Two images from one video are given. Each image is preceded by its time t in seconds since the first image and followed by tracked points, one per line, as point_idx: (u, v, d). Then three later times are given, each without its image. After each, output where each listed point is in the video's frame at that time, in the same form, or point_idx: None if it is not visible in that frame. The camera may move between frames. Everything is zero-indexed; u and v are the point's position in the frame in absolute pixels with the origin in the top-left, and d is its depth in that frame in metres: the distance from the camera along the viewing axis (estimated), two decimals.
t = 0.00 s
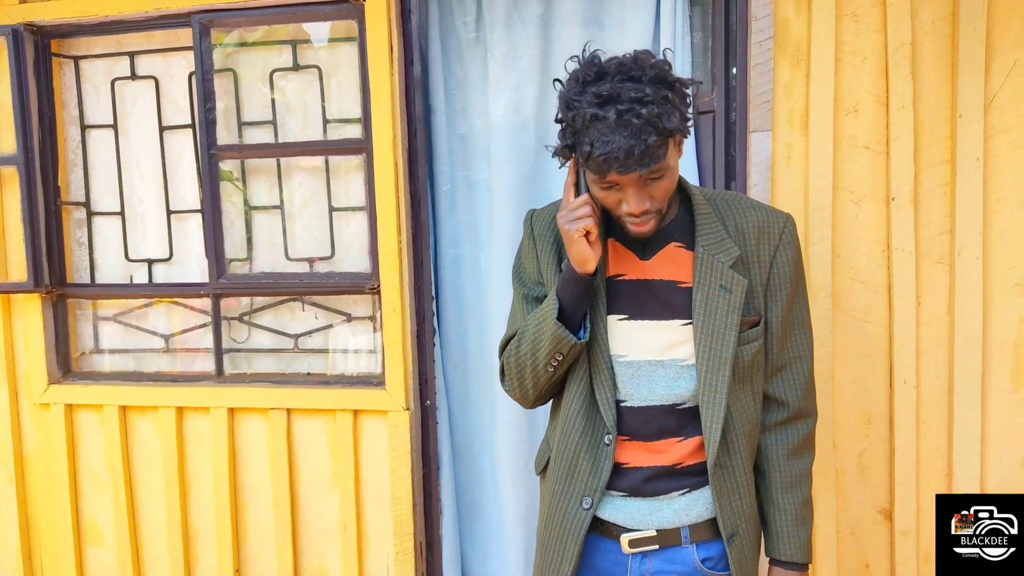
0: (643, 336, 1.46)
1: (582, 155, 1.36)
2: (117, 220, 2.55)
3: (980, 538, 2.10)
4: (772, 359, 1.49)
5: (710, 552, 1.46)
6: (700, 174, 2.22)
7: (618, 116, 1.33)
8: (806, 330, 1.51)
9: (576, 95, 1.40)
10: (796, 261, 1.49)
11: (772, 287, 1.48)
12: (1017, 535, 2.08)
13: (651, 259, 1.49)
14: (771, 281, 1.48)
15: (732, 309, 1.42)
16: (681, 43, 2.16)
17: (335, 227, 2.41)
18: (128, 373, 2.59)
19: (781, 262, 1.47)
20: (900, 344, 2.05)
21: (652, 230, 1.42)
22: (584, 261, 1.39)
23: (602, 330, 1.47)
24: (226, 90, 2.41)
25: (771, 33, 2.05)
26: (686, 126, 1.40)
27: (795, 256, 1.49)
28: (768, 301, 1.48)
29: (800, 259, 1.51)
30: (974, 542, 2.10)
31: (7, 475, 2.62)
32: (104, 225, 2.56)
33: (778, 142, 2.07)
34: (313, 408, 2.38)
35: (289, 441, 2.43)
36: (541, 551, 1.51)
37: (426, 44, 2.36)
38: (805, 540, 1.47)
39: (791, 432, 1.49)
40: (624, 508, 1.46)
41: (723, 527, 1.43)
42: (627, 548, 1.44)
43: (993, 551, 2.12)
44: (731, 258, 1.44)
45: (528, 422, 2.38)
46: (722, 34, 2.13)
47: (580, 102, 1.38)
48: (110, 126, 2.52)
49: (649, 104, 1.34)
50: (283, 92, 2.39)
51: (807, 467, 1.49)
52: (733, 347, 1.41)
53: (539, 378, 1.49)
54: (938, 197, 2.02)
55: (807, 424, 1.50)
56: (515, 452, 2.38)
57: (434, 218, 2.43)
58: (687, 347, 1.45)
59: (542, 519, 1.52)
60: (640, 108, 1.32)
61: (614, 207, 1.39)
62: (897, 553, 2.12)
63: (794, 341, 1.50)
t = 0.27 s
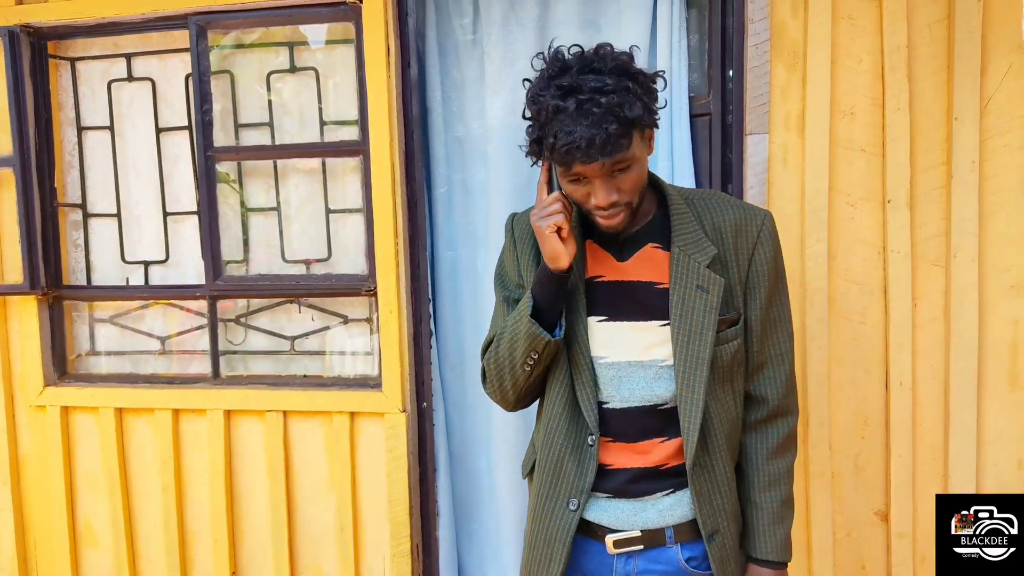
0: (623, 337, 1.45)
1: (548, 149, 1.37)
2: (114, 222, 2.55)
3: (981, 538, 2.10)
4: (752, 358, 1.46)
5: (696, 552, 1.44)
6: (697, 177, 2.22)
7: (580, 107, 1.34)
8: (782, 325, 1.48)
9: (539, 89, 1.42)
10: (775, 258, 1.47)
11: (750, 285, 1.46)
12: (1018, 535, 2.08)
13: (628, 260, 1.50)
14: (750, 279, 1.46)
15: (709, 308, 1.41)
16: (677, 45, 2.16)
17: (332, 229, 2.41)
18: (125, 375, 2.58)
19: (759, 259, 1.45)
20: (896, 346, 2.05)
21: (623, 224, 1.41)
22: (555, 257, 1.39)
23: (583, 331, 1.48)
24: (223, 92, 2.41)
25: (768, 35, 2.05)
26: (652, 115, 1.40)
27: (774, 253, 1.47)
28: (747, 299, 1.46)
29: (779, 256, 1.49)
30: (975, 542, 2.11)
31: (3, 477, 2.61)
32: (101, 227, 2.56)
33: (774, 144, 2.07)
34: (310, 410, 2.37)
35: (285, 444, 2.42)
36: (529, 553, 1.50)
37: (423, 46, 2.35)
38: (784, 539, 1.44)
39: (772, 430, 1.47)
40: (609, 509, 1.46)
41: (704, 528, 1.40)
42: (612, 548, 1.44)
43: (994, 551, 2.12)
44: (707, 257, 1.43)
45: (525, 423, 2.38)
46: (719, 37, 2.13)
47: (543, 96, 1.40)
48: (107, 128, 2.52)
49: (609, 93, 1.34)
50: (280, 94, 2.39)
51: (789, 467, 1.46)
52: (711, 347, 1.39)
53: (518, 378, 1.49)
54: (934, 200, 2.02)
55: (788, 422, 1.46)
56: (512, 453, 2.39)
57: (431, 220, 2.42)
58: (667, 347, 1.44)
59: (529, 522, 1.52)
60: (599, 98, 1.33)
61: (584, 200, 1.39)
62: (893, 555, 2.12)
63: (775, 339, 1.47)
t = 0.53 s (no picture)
0: (599, 338, 1.48)
1: (511, 152, 1.40)
2: (111, 221, 2.54)
3: (980, 539, 2.10)
4: (729, 353, 1.48)
5: (674, 548, 1.46)
6: (695, 177, 2.22)
7: (538, 109, 1.36)
8: (762, 317, 1.49)
9: (501, 94, 1.46)
10: (749, 252, 1.48)
11: (724, 281, 1.47)
12: (1017, 535, 2.09)
13: (602, 260, 1.51)
14: (725, 274, 1.47)
15: (682, 306, 1.43)
16: (674, 45, 2.17)
17: (329, 228, 2.41)
18: (122, 375, 2.58)
19: (732, 254, 1.47)
20: (893, 346, 2.05)
21: (593, 224, 1.43)
22: (527, 260, 1.42)
23: (559, 334, 1.50)
24: (219, 91, 2.40)
25: (765, 35, 2.05)
26: (613, 114, 1.42)
27: (747, 247, 1.48)
28: (721, 294, 1.48)
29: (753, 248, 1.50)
30: (975, 543, 2.10)
31: None
32: (98, 226, 2.56)
33: (771, 144, 2.07)
34: (307, 410, 2.37)
35: (282, 443, 2.42)
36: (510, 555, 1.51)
37: (420, 45, 2.36)
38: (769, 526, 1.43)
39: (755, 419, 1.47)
40: (589, 509, 1.47)
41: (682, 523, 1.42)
42: (592, 548, 1.45)
43: (994, 551, 2.14)
44: (679, 255, 1.45)
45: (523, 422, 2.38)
46: (716, 38, 2.14)
47: (504, 100, 1.43)
48: (104, 127, 2.51)
49: (568, 94, 1.37)
50: (277, 93, 2.39)
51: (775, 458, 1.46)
52: (683, 344, 1.41)
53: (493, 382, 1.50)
54: (930, 199, 2.02)
55: (773, 411, 1.47)
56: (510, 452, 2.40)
57: (428, 219, 2.42)
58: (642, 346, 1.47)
59: (509, 525, 1.53)
60: (558, 99, 1.36)
61: (552, 202, 1.41)
62: (890, 554, 2.12)
63: (751, 332, 1.48)
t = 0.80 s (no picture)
0: (572, 340, 1.48)
1: (475, 158, 1.40)
2: (111, 221, 2.55)
3: (979, 539, 2.10)
4: (699, 349, 1.49)
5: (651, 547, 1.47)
6: (694, 180, 2.23)
7: (499, 115, 1.37)
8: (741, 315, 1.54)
9: (463, 102, 1.46)
10: (716, 248, 1.49)
11: (693, 279, 1.48)
12: (1018, 535, 2.09)
13: (571, 262, 1.51)
14: (693, 271, 1.48)
15: (652, 306, 1.43)
16: (674, 47, 2.19)
17: (329, 229, 2.41)
18: (122, 375, 2.58)
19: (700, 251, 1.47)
20: (892, 346, 2.06)
21: (559, 227, 1.42)
22: (496, 264, 1.43)
23: (532, 338, 1.50)
24: (220, 93, 2.41)
25: (764, 36, 2.06)
26: (575, 117, 1.43)
27: (715, 244, 1.49)
28: (688, 289, 1.49)
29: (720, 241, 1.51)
30: (974, 542, 2.11)
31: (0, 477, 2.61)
32: (98, 227, 2.56)
33: (770, 145, 2.08)
34: (307, 410, 2.37)
35: (283, 443, 2.42)
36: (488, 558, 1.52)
37: (420, 46, 2.36)
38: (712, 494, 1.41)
39: (717, 399, 1.48)
40: (566, 509, 1.48)
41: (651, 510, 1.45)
42: (570, 549, 1.46)
43: (993, 551, 2.14)
44: (647, 254, 1.45)
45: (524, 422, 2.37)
46: (715, 38, 2.14)
47: (467, 108, 1.44)
48: (104, 127, 2.52)
49: (528, 99, 1.37)
50: (277, 94, 2.39)
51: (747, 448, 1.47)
52: (654, 345, 1.42)
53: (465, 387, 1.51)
54: (930, 201, 2.02)
55: (739, 394, 1.49)
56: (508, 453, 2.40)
57: (428, 219, 2.42)
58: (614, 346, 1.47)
59: (487, 529, 1.54)
60: (518, 104, 1.36)
61: (518, 206, 1.41)
62: (889, 555, 2.13)
63: (719, 325, 1.50)
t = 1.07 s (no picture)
0: (541, 340, 1.48)
1: (436, 161, 1.40)
2: (101, 214, 2.53)
3: (982, 540, 2.11)
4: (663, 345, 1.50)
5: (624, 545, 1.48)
6: (686, 183, 2.25)
7: (458, 118, 1.37)
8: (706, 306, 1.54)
9: (423, 106, 1.45)
10: (680, 244, 1.50)
11: (658, 274, 1.49)
12: (1017, 536, 2.10)
13: (539, 262, 1.51)
14: (658, 267, 1.49)
15: (616, 303, 1.44)
16: (668, 46, 2.18)
17: (321, 223, 2.41)
18: (110, 368, 2.57)
19: (664, 247, 1.48)
20: (880, 347, 2.07)
21: (522, 227, 1.43)
22: (461, 265, 1.44)
23: (500, 339, 1.51)
24: (212, 85, 2.40)
25: (757, 37, 2.07)
26: (534, 120, 1.43)
27: (679, 240, 1.50)
28: (651, 283, 1.50)
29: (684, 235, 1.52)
30: (977, 544, 2.12)
31: None
32: (88, 219, 2.54)
33: (762, 145, 2.08)
34: (296, 405, 2.37)
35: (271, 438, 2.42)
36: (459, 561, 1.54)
37: (414, 42, 2.35)
38: (659, 468, 1.39)
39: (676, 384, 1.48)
40: (539, 509, 1.48)
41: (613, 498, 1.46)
42: (543, 548, 1.46)
43: (995, 551, 2.16)
44: (611, 251, 1.46)
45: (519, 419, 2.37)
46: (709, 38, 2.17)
47: (426, 112, 1.43)
48: (95, 119, 2.50)
49: (486, 101, 1.37)
50: (270, 88, 2.38)
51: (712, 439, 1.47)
52: (617, 342, 1.43)
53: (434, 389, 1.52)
54: (919, 203, 2.03)
55: (696, 378, 1.48)
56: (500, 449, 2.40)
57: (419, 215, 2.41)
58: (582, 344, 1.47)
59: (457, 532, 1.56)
60: (477, 106, 1.36)
61: (480, 208, 1.41)
62: (876, 554, 2.14)
63: (683, 319, 1.50)
